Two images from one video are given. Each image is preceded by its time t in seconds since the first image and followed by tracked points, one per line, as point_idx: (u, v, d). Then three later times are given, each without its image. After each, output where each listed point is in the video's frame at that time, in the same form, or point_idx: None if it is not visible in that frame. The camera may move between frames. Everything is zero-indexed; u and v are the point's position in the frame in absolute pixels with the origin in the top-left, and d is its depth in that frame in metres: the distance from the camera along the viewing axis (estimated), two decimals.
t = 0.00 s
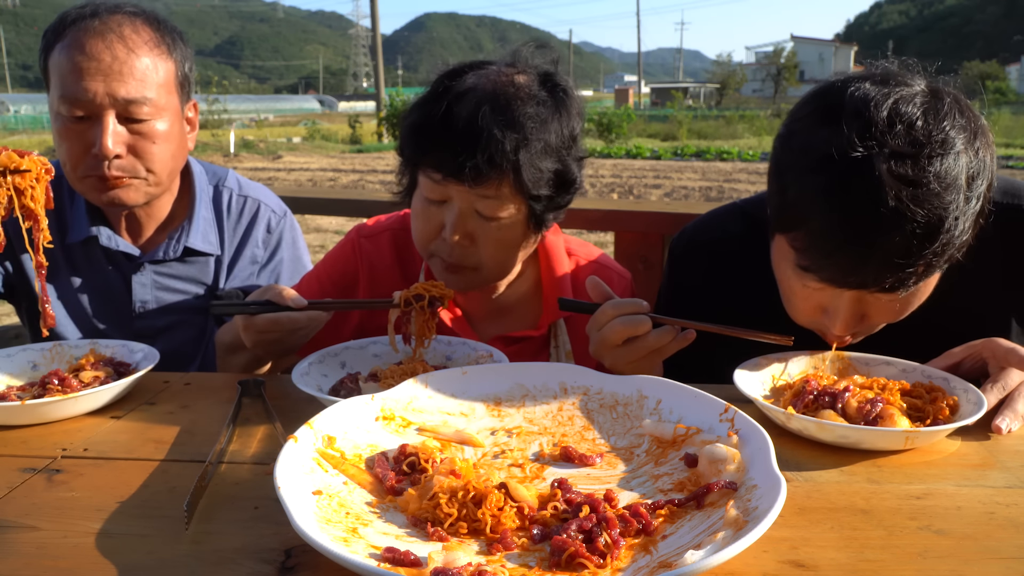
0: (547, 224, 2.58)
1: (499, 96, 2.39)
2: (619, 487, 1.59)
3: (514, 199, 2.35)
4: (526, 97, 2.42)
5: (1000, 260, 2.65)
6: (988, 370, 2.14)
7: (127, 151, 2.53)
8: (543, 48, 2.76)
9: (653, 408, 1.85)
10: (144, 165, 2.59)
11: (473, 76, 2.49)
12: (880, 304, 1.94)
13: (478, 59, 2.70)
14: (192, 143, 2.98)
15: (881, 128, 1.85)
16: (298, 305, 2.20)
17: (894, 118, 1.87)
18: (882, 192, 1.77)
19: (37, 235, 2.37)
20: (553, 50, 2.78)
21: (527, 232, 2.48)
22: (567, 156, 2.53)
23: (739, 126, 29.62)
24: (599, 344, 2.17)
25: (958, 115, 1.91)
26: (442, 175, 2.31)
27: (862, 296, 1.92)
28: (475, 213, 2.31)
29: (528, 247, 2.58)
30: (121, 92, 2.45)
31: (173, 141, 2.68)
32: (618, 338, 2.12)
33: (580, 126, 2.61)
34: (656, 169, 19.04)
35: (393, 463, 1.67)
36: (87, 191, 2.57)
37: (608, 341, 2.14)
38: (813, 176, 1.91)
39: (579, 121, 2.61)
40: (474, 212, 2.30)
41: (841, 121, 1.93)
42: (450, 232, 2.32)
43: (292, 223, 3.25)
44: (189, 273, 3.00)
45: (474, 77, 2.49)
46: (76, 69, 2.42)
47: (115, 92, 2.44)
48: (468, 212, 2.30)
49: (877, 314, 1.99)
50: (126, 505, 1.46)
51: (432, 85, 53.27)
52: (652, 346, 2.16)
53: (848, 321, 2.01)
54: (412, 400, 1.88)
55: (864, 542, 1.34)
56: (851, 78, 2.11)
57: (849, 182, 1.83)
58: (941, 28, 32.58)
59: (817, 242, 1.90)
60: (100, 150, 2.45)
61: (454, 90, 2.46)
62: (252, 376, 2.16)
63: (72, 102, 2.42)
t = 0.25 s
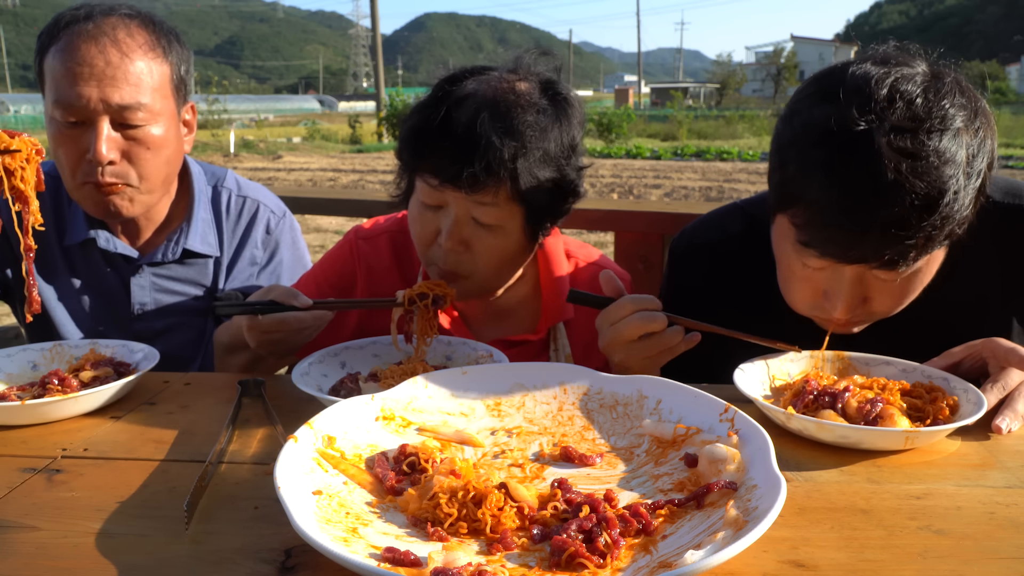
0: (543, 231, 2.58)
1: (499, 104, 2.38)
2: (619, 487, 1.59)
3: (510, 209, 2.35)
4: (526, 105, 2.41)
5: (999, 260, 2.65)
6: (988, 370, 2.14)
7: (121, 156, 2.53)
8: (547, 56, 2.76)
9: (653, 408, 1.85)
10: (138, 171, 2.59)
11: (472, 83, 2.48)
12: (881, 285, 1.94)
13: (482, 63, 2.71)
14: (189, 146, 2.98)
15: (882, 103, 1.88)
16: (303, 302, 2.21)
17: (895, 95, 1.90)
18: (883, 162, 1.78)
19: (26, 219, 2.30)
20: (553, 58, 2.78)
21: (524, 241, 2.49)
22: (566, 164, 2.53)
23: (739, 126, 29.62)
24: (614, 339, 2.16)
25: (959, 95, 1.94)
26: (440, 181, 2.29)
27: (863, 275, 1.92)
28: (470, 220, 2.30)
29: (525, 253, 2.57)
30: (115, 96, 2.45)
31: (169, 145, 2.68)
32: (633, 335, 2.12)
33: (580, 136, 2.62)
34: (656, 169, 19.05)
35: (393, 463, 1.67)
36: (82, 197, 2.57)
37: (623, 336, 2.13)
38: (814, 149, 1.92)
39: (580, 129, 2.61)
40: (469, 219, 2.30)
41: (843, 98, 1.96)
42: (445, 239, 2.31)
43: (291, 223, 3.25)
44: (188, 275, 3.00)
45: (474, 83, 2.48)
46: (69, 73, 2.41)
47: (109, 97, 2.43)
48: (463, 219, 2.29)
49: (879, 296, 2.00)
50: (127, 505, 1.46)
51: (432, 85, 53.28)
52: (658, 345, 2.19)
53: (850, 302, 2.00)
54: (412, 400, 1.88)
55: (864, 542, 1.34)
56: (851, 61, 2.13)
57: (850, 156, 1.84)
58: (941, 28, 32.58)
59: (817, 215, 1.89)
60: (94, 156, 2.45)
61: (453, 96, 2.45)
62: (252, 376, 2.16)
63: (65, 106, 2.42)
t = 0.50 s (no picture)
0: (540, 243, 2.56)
1: (501, 111, 2.36)
2: (619, 487, 1.59)
3: (508, 219, 2.33)
4: (529, 115, 2.39)
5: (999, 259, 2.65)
6: (988, 370, 2.14)
7: (116, 159, 2.54)
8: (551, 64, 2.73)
9: (653, 408, 1.85)
10: (134, 174, 2.60)
11: (475, 89, 2.46)
12: (891, 257, 1.96)
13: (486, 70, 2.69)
14: (185, 146, 2.98)
15: (895, 65, 1.94)
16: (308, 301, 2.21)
17: (908, 61, 1.95)
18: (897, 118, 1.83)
19: (25, 210, 2.36)
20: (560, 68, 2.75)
21: (519, 252, 2.48)
22: (565, 176, 2.52)
23: (739, 125, 29.62)
24: (652, 322, 2.18)
25: (969, 64, 2.00)
26: (439, 188, 2.26)
27: (874, 244, 1.93)
28: (467, 230, 2.29)
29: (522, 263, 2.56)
30: (110, 99, 2.44)
31: (165, 147, 2.67)
32: (673, 321, 2.14)
33: (582, 147, 2.60)
34: (656, 169, 19.05)
35: (393, 463, 1.67)
36: (77, 199, 2.58)
37: (665, 320, 2.15)
38: (828, 109, 1.97)
39: (581, 140, 2.59)
40: (467, 229, 2.28)
41: (856, 62, 2.01)
42: (440, 246, 2.32)
43: (290, 223, 3.25)
44: (186, 276, 3.00)
45: (476, 90, 2.46)
46: (63, 75, 2.40)
47: (103, 100, 2.43)
48: (460, 229, 2.28)
49: (887, 271, 2.01)
50: (127, 505, 1.46)
51: (432, 85, 53.28)
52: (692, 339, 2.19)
53: (860, 278, 2.01)
54: (412, 400, 1.88)
55: (864, 542, 1.34)
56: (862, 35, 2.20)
57: (863, 113, 1.89)
58: (942, 27, 32.58)
59: (830, 174, 1.92)
60: (88, 159, 2.44)
61: (455, 101, 2.43)
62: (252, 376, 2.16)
63: (60, 108, 2.41)
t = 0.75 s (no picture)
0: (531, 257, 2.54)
1: (500, 120, 2.32)
2: (619, 487, 1.59)
3: (498, 229, 2.33)
4: (528, 125, 2.34)
5: (999, 259, 2.66)
6: (989, 370, 2.14)
7: (112, 160, 2.53)
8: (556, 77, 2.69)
9: (653, 408, 1.85)
10: (131, 175, 2.59)
11: (476, 94, 2.43)
12: (901, 236, 1.96)
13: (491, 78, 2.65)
14: (183, 148, 2.98)
15: (908, 41, 2.01)
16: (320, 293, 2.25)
17: (918, 39, 2.02)
18: (910, 89, 1.89)
19: (30, 214, 2.32)
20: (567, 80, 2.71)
21: (509, 263, 2.47)
22: (561, 189, 2.47)
23: (739, 126, 29.61)
24: (667, 295, 2.23)
25: (978, 44, 2.06)
26: (429, 194, 2.27)
27: (885, 220, 1.93)
28: (456, 238, 2.30)
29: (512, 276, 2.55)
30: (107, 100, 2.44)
31: (162, 149, 2.67)
32: (687, 292, 2.18)
33: (581, 161, 2.56)
34: (656, 169, 19.05)
35: (393, 463, 1.67)
36: (73, 199, 2.57)
37: (681, 291, 2.19)
38: (840, 82, 2.02)
39: (582, 154, 2.55)
40: (456, 237, 2.29)
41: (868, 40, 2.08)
42: (429, 254, 2.34)
43: (288, 224, 3.25)
44: (184, 278, 3.00)
45: (478, 97, 2.41)
46: (60, 76, 2.40)
47: (100, 101, 2.42)
48: (449, 236, 2.29)
49: (895, 251, 2.01)
50: (127, 505, 1.46)
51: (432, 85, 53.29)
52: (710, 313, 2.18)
53: (868, 258, 1.98)
54: (412, 400, 1.88)
55: (864, 542, 1.34)
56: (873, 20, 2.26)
57: (875, 87, 1.94)
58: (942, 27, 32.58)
59: (843, 145, 1.96)
60: (85, 160, 2.44)
61: (456, 104, 2.40)
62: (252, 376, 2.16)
63: (56, 109, 2.40)
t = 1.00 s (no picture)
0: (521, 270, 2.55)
1: (491, 134, 2.29)
2: (619, 487, 1.59)
3: (488, 243, 2.33)
4: (521, 142, 2.32)
5: (999, 259, 2.66)
6: (988, 370, 2.14)
7: (110, 164, 2.51)
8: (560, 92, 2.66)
9: (653, 408, 1.85)
10: (128, 179, 2.57)
11: (472, 106, 2.40)
12: (912, 248, 1.97)
13: (491, 87, 2.63)
14: (182, 151, 2.98)
15: (917, 49, 2.01)
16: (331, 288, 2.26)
17: (926, 47, 2.01)
18: (922, 102, 1.89)
19: (43, 247, 2.32)
20: (569, 92, 2.68)
21: (498, 275, 2.48)
22: (553, 203, 2.46)
23: (739, 126, 29.61)
24: (674, 304, 2.19)
25: (986, 50, 2.05)
26: (420, 203, 2.26)
27: (896, 232, 1.94)
28: (446, 248, 2.30)
29: (498, 288, 2.56)
30: (105, 103, 2.42)
31: (160, 153, 2.66)
32: (693, 301, 2.15)
33: (576, 176, 2.53)
34: (656, 169, 19.05)
35: (393, 463, 1.67)
36: (68, 202, 2.55)
37: (687, 300, 2.16)
38: (850, 93, 2.01)
39: (579, 169, 2.54)
40: (446, 247, 2.29)
41: (877, 47, 2.07)
42: (418, 261, 2.34)
43: (287, 225, 3.24)
44: (182, 281, 3.00)
45: (475, 107, 2.39)
46: (58, 77, 2.39)
47: (98, 104, 2.41)
48: (439, 245, 2.29)
49: (907, 262, 2.01)
50: (127, 505, 1.46)
51: (432, 85, 53.29)
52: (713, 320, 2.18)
53: (879, 269, 1.99)
54: (412, 400, 1.88)
55: (864, 542, 1.34)
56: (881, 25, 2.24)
57: (885, 99, 1.94)
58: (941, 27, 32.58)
59: (854, 160, 1.96)
60: (81, 163, 2.42)
61: (451, 116, 2.37)
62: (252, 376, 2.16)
63: (53, 111, 2.39)
